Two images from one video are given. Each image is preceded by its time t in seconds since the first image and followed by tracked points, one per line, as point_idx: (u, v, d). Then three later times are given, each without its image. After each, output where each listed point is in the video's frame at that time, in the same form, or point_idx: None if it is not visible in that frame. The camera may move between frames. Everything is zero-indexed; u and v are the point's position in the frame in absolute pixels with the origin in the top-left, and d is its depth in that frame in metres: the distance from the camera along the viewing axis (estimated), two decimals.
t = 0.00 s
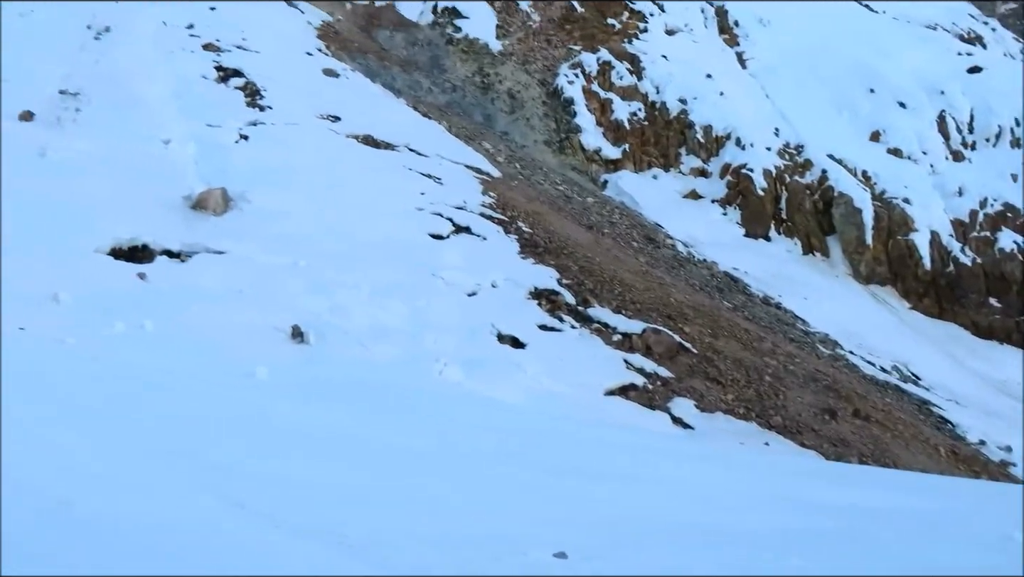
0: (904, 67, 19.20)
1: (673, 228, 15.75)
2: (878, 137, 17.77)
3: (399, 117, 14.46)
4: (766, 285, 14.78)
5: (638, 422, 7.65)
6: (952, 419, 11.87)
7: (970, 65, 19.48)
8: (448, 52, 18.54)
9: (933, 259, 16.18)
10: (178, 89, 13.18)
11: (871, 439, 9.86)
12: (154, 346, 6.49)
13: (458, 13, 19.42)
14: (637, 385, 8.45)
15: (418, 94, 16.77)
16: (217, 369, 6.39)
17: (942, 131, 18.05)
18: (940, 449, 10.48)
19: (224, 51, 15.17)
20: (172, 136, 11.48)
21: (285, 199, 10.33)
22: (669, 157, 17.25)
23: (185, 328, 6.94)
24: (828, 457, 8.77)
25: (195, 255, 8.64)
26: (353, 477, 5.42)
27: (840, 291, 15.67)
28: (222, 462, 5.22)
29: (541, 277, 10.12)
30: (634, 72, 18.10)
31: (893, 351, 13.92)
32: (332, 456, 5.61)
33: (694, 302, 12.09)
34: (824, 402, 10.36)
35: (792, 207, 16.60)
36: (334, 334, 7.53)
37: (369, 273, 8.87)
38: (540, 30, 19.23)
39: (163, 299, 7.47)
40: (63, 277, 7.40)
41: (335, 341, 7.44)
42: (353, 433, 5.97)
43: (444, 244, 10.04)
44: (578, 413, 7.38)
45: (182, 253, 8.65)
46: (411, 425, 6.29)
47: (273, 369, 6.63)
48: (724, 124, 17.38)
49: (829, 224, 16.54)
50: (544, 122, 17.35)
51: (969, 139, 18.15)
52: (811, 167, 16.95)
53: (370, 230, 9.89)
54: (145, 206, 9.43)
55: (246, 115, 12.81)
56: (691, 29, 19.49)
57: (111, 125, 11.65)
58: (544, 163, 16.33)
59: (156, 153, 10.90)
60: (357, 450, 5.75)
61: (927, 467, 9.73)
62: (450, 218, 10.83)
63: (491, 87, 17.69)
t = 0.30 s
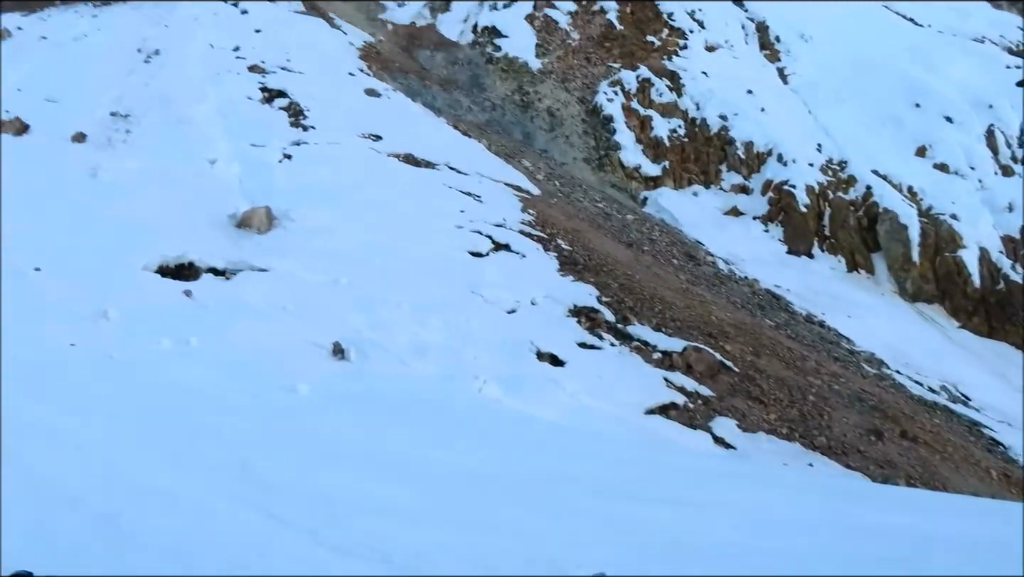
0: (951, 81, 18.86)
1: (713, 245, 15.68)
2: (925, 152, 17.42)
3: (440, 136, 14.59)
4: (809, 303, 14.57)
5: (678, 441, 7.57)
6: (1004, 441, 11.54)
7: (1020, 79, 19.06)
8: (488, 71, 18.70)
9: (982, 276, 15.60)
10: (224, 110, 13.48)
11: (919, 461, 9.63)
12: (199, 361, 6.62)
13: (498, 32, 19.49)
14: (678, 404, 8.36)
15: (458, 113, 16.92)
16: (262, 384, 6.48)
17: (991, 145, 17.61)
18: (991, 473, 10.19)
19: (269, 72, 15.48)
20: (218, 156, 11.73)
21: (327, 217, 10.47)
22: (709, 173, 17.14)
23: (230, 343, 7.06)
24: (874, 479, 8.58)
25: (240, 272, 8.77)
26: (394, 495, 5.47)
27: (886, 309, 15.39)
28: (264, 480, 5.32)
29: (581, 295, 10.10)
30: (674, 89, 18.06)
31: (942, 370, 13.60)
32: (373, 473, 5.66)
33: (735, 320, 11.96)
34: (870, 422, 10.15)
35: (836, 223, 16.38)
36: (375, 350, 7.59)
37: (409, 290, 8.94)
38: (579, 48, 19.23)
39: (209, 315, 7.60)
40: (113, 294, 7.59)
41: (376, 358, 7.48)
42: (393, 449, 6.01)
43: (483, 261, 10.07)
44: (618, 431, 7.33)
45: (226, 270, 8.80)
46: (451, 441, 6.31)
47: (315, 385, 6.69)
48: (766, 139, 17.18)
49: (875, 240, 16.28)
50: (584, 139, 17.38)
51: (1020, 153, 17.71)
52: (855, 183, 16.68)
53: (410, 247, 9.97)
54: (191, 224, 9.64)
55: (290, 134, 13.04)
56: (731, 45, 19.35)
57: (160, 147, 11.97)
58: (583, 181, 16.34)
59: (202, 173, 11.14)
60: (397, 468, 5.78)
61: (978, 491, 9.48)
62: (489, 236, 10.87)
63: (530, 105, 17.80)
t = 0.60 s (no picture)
0: (998, 98, 18.49)
1: (754, 265, 15.53)
2: (972, 171, 17.10)
3: (478, 156, 14.68)
4: (853, 324, 14.32)
5: (719, 464, 7.47)
6: None
7: None
8: (527, 92, 18.83)
9: None
10: (268, 133, 13.75)
11: (968, 488, 9.38)
12: (243, 379, 6.72)
13: (537, 53, 19.62)
14: (719, 426, 8.25)
15: (496, 134, 17.03)
16: (302, 402, 6.55)
17: None
18: None
19: (312, 95, 15.76)
20: (262, 177, 11.95)
21: (368, 237, 10.58)
22: (750, 193, 16.96)
23: (270, 362, 7.15)
24: (922, 506, 8.38)
25: (281, 292, 8.91)
26: (432, 514, 5.47)
27: (933, 331, 15.07)
28: (304, 497, 5.36)
29: (620, 315, 10.05)
30: (714, 108, 17.97)
31: (992, 394, 13.26)
32: (412, 492, 5.67)
33: (777, 342, 11.80)
34: (917, 447, 9.92)
35: (880, 243, 16.09)
36: (413, 370, 7.62)
37: (448, 310, 8.98)
38: (618, 68, 19.21)
39: (251, 334, 7.73)
40: (158, 312, 7.75)
41: (415, 377, 7.52)
42: (431, 468, 6.01)
43: (522, 281, 10.09)
44: (657, 452, 7.26)
45: (268, 289, 8.93)
46: (490, 461, 6.30)
47: (354, 404, 6.73)
48: (807, 159, 16.99)
49: (920, 260, 15.97)
50: (622, 159, 17.38)
51: None
52: (900, 202, 16.37)
53: (449, 267, 10.02)
54: (234, 244, 9.81)
55: (331, 156, 13.23)
56: (772, 64, 19.12)
57: (206, 169, 12.24)
58: (622, 201, 16.32)
59: (246, 194, 11.35)
60: (435, 488, 5.78)
61: None
62: (528, 256, 10.89)
63: (569, 125, 17.86)
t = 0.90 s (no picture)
0: None
1: (790, 285, 15.38)
2: (1013, 190, 16.97)
3: (512, 175, 14.74)
4: (892, 345, 14.08)
5: (754, 486, 7.37)
6: None
7: None
8: (560, 111, 18.92)
9: None
10: (305, 152, 13.95)
11: (1012, 514, 9.15)
12: (277, 395, 6.78)
13: (571, 73, 19.70)
14: (753, 447, 8.14)
15: (530, 153, 17.09)
16: (336, 418, 6.58)
17: None
18: None
19: (348, 114, 15.96)
20: (298, 196, 12.11)
21: (402, 254, 10.66)
22: (785, 213, 16.82)
23: (304, 378, 7.21)
24: (964, 532, 8.19)
25: (316, 309, 8.99)
26: (464, 532, 5.46)
27: (973, 353, 14.77)
28: (337, 514, 5.37)
29: (653, 334, 9.99)
30: (748, 127, 17.88)
31: None
32: (444, 510, 5.67)
33: (813, 362, 11.63)
34: (958, 472, 9.71)
35: (919, 263, 15.81)
36: (446, 388, 7.63)
37: (480, 328, 8.99)
38: (651, 88, 19.20)
39: (286, 350, 7.80)
40: (195, 328, 7.85)
41: (447, 394, 7.53)
42: (463, 488, 6.00)
43: (554, 299, 10.09)
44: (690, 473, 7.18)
45: (303, 306, 9.01)
46: (521, 479, 6.28)
47: (387, 421, 6.76)
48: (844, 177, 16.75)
49: (961, 281, 15.67)
50: (656, 178, 17.34)
51: None
52: (939, 222, 16.08)
53: (482, 285, 10.05)
54: (270, 261, 9.93)
55: (366, 174, 13.37)
56: (807, 83, 18.99)
57: (243, 187, 12.44)
58: (656, 220, 16.28)
59: (283, 212, 11.51)
60: (467, 507, 5.76)
61: None
62: (561, 274, 10.89)
63: (602, 144, 17.89)
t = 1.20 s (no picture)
0: None
1: (820, 298, 15.22)
2: None
3: (539, 188, 14.76)
4: (924, 360, 13.86)
5: (783, 502, 7.27)
6: None
7: None
8: (588, 124, 18.96)
9: None
10: (335, 165, 14.09)
11: None
12: (305, 406, 6.82)
13: (599, 86, 19.73)
14: (783, 463, 8.05)
15: (557, 165, 17.11)
16: (362, 430, 6.60)
17: None
18: None
19: (377, 127, 16.10)
20: (327, 208, 12.24)
21: (429, 266, 10.71)
22: (815, 226, 16.66)
23: (331, 389, 7.26)
24: (999, 552, 8.02)
25: (343, 320, 9.06)
26: (489, 545, 5.44)
27: (1009, 368, 14.49)
28: (362, 525, 5.38)
29: (680, 348, 9.92)
30: (777, 139, 17.77)
31: None
32: (469, 522, 5.66)
33: (844, 377, 11.48)
34: (993, 490, 9.51)
35: (952, 277, 15.56)
36: (472, 399, 7.64)
37: (508, 340, 9.00)
38: (680, 100, 19.15)
39: (314, 361, 7.86)
40: (225, 339, 7.94)
41: (473, 407, 7.52)
42: (488, 500, 5.99)
43: (582, 312, 10.07)
44: (717, 488, 7.10)
45: (331, 318, 9.09)
46: (547, 493, 6.25)
47: (413, 432, 6.77)
48: (876, 191, 16.60)
49: (996, 295, 15.41)
50: (684, 191, 17.27)
51: None
52: (973, 235, 15.87)
53: (509, 297, 10.07)
54: (299, 272, 10.02)
55: (395, 187, 13.46)
56: (838, 94, 18.83)
57: (273, 199, 12.58)
58: (684, 233, 16.21)
59: (312, 224, 11.62)
60: (492, 520, 5.75)
61: None
62: (588, 287, 10.87)
63: (630, 157, 17.88)
